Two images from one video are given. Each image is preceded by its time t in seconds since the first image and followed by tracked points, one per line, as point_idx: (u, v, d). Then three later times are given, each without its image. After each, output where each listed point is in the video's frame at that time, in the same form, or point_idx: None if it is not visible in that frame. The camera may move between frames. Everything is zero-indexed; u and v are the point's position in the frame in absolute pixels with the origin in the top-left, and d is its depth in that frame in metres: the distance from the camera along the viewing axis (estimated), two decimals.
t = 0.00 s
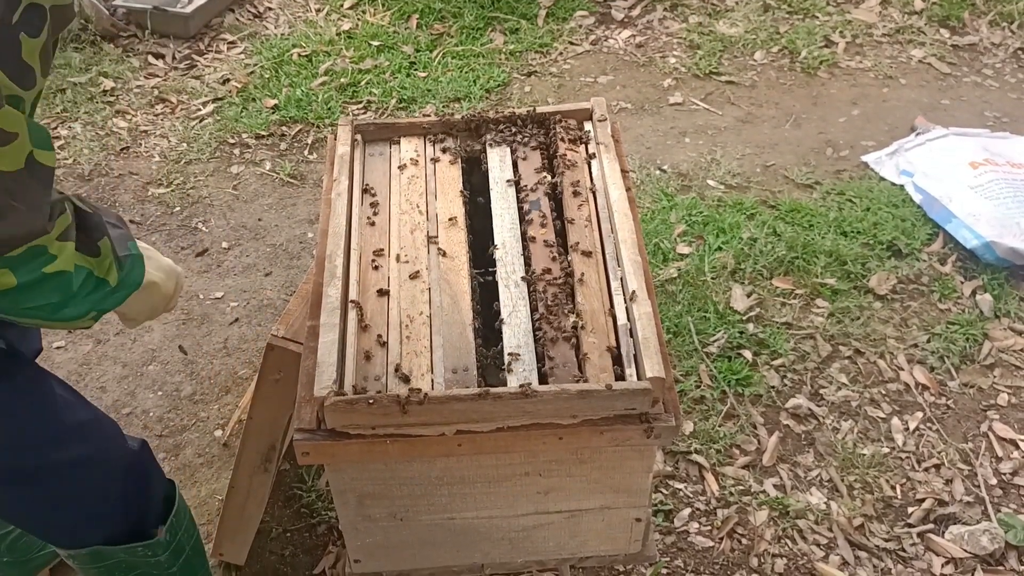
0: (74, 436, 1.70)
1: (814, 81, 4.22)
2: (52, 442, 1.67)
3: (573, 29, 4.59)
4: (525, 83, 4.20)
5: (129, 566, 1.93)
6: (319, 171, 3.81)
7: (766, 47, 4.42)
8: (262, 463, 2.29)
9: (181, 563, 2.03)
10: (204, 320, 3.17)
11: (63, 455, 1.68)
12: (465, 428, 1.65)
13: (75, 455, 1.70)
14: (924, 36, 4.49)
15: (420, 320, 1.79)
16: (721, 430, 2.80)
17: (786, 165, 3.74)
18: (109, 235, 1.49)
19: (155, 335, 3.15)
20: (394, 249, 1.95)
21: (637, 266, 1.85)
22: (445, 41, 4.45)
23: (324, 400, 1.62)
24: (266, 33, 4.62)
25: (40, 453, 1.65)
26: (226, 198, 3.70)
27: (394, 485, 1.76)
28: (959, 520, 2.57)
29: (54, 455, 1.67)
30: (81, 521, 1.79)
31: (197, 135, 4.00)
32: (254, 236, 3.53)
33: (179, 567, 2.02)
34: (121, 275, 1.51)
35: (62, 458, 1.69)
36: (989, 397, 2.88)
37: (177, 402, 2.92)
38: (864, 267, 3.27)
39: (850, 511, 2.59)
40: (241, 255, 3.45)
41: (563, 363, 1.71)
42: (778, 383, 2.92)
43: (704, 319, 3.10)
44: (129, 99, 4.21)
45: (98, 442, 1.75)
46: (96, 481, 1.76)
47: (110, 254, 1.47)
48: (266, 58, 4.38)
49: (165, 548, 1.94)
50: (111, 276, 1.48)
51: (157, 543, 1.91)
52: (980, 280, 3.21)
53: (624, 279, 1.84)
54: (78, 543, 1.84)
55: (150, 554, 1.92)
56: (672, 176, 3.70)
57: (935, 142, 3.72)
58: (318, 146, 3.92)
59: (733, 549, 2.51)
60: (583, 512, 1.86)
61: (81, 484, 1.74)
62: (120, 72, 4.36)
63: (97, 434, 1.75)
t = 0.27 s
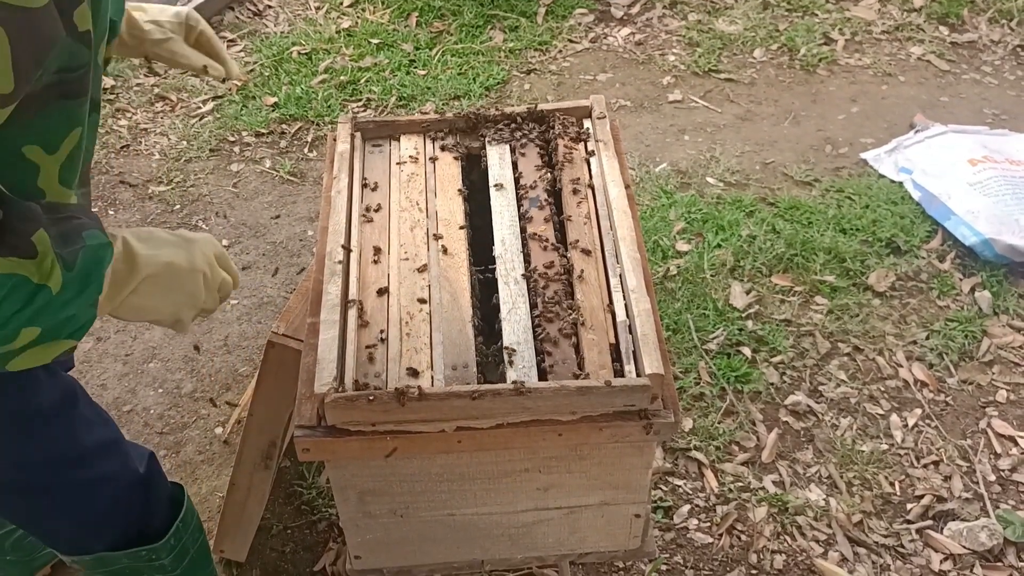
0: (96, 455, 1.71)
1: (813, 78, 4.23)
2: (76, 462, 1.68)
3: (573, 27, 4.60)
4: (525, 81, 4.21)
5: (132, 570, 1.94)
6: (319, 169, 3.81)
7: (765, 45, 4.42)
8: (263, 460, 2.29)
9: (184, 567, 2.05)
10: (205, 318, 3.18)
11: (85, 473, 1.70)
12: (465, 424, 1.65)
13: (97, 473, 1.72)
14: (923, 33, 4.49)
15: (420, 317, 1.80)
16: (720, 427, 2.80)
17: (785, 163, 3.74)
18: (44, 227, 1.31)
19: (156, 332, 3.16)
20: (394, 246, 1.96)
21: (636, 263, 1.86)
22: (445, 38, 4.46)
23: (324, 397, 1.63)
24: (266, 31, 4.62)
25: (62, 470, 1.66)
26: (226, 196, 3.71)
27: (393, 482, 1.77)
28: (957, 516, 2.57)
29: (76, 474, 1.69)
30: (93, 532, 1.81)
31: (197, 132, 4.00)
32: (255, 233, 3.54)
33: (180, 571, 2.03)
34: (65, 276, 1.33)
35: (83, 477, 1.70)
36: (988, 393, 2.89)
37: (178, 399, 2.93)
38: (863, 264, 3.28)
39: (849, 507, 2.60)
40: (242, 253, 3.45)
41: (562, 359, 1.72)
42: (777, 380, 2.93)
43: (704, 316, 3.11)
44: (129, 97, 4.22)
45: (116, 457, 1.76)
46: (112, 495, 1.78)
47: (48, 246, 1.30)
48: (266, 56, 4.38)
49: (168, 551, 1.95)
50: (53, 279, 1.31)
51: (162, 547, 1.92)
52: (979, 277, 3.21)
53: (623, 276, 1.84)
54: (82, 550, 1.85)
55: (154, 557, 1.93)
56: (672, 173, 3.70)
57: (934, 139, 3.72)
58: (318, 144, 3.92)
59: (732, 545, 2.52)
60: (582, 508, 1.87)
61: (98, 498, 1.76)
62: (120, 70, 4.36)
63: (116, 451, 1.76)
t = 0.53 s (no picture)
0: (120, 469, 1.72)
1: (813, 75, 4.22)
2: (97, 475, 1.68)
3: (572, 25, 4.59)
4: (525, 79, 4.20)
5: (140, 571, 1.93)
6: (318, 167, 3.81)
7: (765, 42, 4.42)
8: (263, 459, 2.29)
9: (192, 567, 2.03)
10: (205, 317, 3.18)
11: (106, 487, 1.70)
12: (465, 422, 1.65)
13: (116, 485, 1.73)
14: (923, 30, 4.49)
15: (420, 316, 1.79)
16: (721, 425, 2.80)
17: (785, 160, 3.74)
18: (121, 281, 1.24)
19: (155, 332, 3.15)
20: (394, 244, 1.96)
21: (637, 261, 1.86)
22: (444, 37, 4.45)
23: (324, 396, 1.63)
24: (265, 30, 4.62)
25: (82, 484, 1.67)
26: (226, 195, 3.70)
27: (394, 480, 1.77)
28: (958, 514, 2.57)
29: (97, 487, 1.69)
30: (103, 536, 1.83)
31: (197, 132, 4.00)
32: (254, 232, 3.53)
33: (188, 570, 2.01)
34: (138, 338, 1.23)
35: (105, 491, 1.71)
36: (989, 391, 2.88)
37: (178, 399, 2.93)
38: (863, 262, 3.27)
39: (850, 505, 2.59)
40: (241, 252, 3.45)
41: (563, 357, 1.71)
42: (777, 377, 2.93)
43: (704, 313, 3.11)
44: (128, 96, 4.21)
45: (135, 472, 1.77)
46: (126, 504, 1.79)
47: (115, 299, 1.22)
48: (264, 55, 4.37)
49: (176, 550, 1.93)
50: (120, 339, 1.22)
51: (170, 546, 1.91)
52: (979, 274, 3.21)
53: (624, 274, 1.84)
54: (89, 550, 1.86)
55: (162, 557, 1.92)
56: (672, 171, 3.70)
57: (934, 137, 3.72)
58: (317, 142, 3.92)
59: (733, 543, 2.52)
60: (583, 506, 1.87)
61: (112, 508, 1.78)
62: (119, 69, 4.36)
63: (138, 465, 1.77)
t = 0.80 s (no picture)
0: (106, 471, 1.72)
1: (813, 73, 4.22)
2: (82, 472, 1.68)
3: (572, 23, 4.59)
4: (524, 78, 4.21)
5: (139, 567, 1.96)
6: (319, 166, 3.81)
7: (765, 40, 4.42)
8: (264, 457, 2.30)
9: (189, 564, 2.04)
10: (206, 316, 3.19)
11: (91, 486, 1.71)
12: (465, 419, 1.65)
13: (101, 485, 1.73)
14: (923, 27, 4.49)
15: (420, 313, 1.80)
16: (721, 422, 2.81)
17: (785, 158, 3.74)
18: (228, 307, 1.33)
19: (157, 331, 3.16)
20: (394, 242, 1.96)
21: (637, 257, 1.86)
22: (444, 36, 4.46)
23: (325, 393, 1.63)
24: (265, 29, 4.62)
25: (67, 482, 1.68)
26: (227, 194, 3.71)
27: (395, 477, 1.78)
28: (959, 509, 2.58)
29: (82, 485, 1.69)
30: (101, 532, 1.85)
31: (197, 131, 4.01)
32: (255, 231, 3.54)
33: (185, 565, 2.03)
34: (248, 359, 1.31)
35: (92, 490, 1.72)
36: (989, 387, 2.89)
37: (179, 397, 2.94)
38: (863, 259, 3.27)
39: (851, 501, 2.60)
40: (242, 251, 3.46)
41: (563, 354, 1.72)
42: (778, 374, 2.93)
43: (704, 311, 3.11)
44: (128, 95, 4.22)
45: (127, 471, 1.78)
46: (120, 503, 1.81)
47: (226, 324, 1.30)
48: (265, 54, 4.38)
49: (172, 546, 1.95)
50: (234, 363, 1.29)
51: (165, 542, 1.92)
52: (980, 271, 3.22)
53: (624, 270, 1.84)
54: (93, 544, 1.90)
55: (157, 553, 1.93)
56: (672, 169, 3.70)
57: (934, 134, 3.72)
58: (318, 141, 3.92)
59: (734, 540, 2.52)
60: (583, 502, 1.87)
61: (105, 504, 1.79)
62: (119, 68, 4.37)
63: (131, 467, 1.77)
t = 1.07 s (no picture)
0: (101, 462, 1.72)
1: (812, 72, 4.22)
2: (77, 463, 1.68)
3: (571, 23, 4.59)
4: (524, 78, 4.21)
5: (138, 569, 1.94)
6: (318, 166, 3.81)
7: (764, 40, 4.42)
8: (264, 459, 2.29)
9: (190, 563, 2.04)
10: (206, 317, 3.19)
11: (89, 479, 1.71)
12: (466, 420, 1.65)
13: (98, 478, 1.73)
14: (922, 27, 4.49)
15: (421, 314, 1.80)
16: (721, 422, 2.81)
17: (785, 157, 3.74)
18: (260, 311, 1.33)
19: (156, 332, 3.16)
20: (394, 243, 1.96)
21: (637, 258, 1.86)
22: (443, 36, 4.45)
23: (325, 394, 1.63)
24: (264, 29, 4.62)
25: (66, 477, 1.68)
26: (226, 194, 3.71)
27: (395, 479, 1.77)
28: (959, 509, 2.58)
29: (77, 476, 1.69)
30: (96, 532, 1.84)
31: (196, 132, 4.00)
32: (254, 232, 3.53)
33: (185, 567, 2.01)
34: (285, 360, 1.32)
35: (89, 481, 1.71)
36: (989, 386, 2.89)
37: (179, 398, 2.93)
38: (863, 258, 3.27)
39: (851, 501, 2.60)
40: (241, 252, 3.45)
41: (563, 355, 1.72)
42: (778, 374, 2.93)
43: (704, 311, 3.11)
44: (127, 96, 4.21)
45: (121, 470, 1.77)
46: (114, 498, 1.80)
47: (261, 328, 1.31)
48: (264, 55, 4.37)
49: (170, 549, 1.93)
50: (270, 363, 1.30)
51: (164, 544, 1.91)
52: (980, 270, 3.22)
53: (624, 271, 1.84)
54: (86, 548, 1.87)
55: (155, 556, 1.92)
56: (672, 169, 3.70)
57: (933, 133, 3.72)
58: (317, 141, 3.92)
59: (734, 540, 2.52)
60: (584, 503, 1.87)
61: (101, 503, 1.78)
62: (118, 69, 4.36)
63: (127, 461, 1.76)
